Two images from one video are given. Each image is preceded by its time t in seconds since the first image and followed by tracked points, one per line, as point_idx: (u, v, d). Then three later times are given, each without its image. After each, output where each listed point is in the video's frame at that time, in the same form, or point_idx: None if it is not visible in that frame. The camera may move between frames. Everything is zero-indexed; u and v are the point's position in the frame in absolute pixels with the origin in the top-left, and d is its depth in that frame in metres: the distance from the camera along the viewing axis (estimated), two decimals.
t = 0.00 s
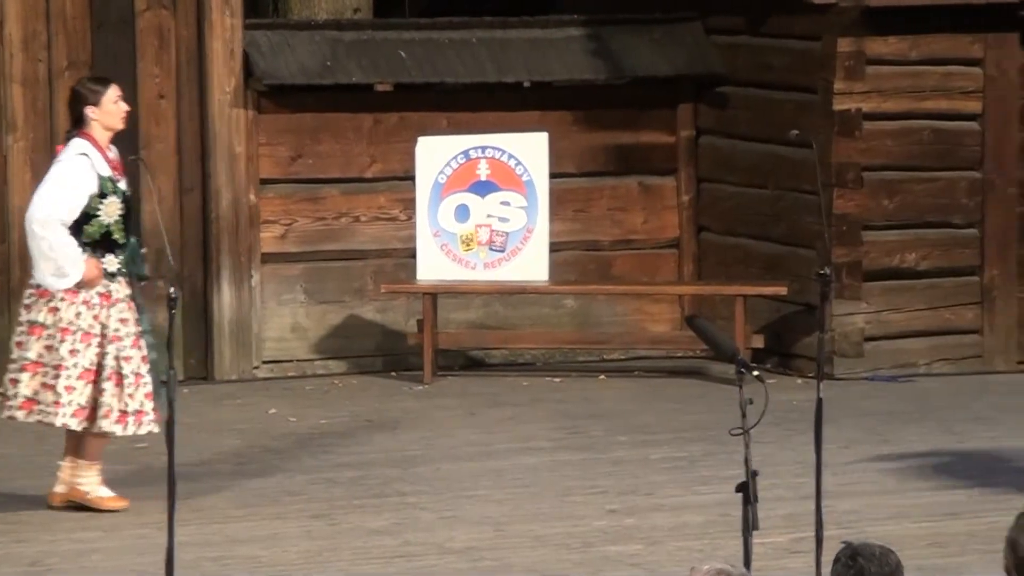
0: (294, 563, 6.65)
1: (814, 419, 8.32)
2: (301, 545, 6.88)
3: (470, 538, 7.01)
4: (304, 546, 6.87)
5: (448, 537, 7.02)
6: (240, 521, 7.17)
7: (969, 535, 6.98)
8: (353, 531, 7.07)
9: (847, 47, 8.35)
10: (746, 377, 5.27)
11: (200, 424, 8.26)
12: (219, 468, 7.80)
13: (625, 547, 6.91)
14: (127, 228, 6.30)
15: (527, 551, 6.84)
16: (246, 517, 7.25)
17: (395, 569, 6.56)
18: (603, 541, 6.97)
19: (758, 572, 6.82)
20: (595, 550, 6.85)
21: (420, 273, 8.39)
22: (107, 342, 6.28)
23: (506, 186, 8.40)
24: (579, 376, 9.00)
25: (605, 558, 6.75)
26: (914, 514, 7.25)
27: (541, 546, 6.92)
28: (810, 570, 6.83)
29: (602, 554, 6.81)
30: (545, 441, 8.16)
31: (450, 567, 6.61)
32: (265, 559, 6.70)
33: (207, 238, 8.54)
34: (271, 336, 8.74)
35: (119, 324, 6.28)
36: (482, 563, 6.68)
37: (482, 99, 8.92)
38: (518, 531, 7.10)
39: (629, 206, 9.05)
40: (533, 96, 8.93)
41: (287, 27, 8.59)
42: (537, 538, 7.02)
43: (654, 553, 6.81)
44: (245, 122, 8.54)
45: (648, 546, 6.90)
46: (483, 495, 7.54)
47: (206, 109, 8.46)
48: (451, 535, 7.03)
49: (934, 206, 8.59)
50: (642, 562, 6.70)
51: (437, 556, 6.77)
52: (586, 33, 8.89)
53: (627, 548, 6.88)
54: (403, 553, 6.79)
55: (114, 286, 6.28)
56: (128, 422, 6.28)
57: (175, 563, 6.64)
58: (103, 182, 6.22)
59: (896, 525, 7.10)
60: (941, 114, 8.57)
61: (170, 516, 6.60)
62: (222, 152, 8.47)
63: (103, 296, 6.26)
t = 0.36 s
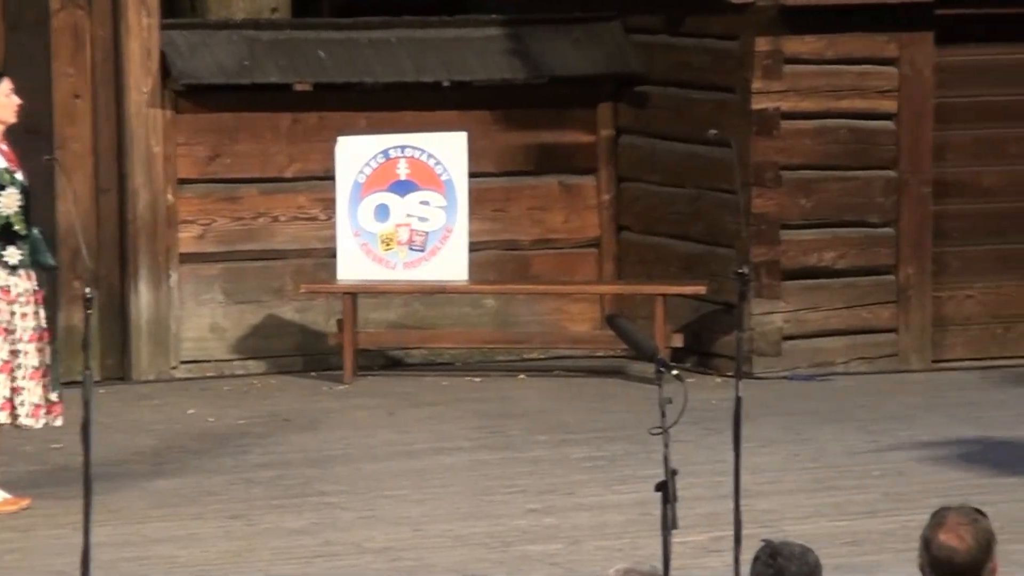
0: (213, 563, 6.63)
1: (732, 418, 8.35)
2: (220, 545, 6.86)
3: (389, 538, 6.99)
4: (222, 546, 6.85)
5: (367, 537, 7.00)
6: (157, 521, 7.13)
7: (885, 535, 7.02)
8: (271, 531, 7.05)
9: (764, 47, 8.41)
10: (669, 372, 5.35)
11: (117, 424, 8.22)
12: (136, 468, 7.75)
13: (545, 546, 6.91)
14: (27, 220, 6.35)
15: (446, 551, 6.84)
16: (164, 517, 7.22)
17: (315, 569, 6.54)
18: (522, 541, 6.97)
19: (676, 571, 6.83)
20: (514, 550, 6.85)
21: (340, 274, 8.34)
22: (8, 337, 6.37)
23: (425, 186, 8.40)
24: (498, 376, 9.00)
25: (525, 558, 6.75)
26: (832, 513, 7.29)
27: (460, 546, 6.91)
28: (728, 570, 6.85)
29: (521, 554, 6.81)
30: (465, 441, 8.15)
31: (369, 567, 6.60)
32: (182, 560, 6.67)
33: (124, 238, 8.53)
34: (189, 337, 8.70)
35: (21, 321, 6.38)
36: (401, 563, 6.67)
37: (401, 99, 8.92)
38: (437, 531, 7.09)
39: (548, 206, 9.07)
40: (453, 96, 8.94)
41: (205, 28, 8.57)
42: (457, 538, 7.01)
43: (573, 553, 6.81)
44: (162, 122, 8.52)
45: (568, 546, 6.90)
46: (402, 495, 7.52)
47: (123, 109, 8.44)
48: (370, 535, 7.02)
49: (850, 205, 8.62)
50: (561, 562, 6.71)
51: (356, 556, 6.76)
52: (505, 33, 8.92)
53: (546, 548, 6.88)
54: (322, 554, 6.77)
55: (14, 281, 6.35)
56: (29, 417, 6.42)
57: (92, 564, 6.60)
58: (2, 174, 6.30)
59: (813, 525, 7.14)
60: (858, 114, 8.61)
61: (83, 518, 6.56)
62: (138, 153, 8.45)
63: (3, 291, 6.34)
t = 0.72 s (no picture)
0: (131, 562, 6.64)
1: (649, 416, 8.43)
2: (137, 544, 6.87)
3: (307, 536, 7.02)
4: (140, 545, 6.86)
5: (286, 535, 7.03)
6: (75, 521, 7.13)
7: (800, 532, 7.11)
8: (189, 530, 7.06)
9: (682, 48, 8.49)
10: (586, 371, 5.60)
11: (33, 423, 8.21)
12: (53, 467, 7.75)
13: (463, 544, 6.95)
14: None
15: (364, 549, 6.87)
16: (81, 516, 7.22)
17: (232, 568, 6.57)
18: (440, 540, 7.01)
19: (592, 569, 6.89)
20: (432, 548, 6.89)
21: (258, 273, 8.38)
22: None
23: (345, 186, 8.43)
24: (417, 376, 9.06)
25: (443, 556, 6.79)
26: (747, 512, 7.37)
27: (378, 544, 6.95)
28: (644, 567, 6.91)
29: (440, 552, 6.85)
30: (384, 440, 8.18)
31: (287, 566, 6.62)
32: (99, 559, 6.68)
33: (41, 237, 8.54)
34: (108, 337, 8.70)
35: None
36: (319, 561, 6.70)
37: (321, 99, 8.95)
38: (355, 529, 7.12)
39: (467, 206, 9.11)
40: (372, 97, 8.98)
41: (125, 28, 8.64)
42: (375, 536, 7.05)
43: (490, 551, 6.86)
44: (80, 123, 8.51)
45: (485, 544, 6.94)
46: (321, 493, 7.55)
47: (41, 109, 8.44)
48: (288, 534, 7.04)
49: (766, 205, 8.70)
50: (478, 560, 6.75)
51: (274, 555, 6.78)
52: (425, 34, 8.97)
53: (463, 546, 6.93)
54: (240, 552, 6.80)
55: None
56: None
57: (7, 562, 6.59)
58: None
59: (728, 523, 7.22)
60: (774, 114, 8.69)
61: None
62: (55, 152, 8.45)
63: None
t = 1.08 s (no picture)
0: (56, 552, 6.97)
1: (555, 411, 8.82)
2: (62, 535, 7.20)
3: (226, 527, 7.37)
4: (65, 536, 7.19)
5: (205, 526, 7.37)
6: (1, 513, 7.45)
7: (697, 521, 7.51)
8: (111, 521, 7.40)
9: (586, 58, 8.88)
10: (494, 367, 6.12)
11: None
12: None
13: (376, 534, 7.32)
14: None
15: (280, 539, 7.23)
16: (8, 508, 7.54)
17: (154, 558, 6.91)
18: (354, 529, 7.37)
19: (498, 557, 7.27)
20: (346, 538, 7.26)
21: (179, 274, 8.73)
22: None
23: (263, 191, 8.78)
24: (332, 372, 9.44)
25: (356, 545, 7.16)
26: (649, 502, 7.77)
27: (294, 534, 7.31)
28: (547, 555, 7.29)
29: (354, 541, 7.22)
30: (300, 434, 8.53)
31: (207, 556, 6.97)
32: (26, 549, 7.01)
33: None
34: (32, 336, 9.03)
35: None
36: (238, 551, 7.05)
37: (239, 108, 9.29)
38: (272, 520, 7.48)
39: (381, 210, 9.48)
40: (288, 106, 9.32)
41: (45, 40, 8.94)
42: (291, 526, 7.40)
43: (401, 541, 7.23)
44: (4, 131, 8.89)
45: (396, 534, 7.31)
46: (239, 486, 7.90)
47: None
48: (208, 525, 7.39)
49: (666, 208, 9.09)
50: (390, 549, 7.12)
51: (194, 544, 7.13)
52: (339, 45, 9.33)
53: (376, 536, 7.29)
54: (162, 542, 7.14)
55: None
56: None
57: None
58: None
59: (628, 513, 7.61)
60: (674, 122, 9.09)
61: None
62: None
63: None
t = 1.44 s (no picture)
0: None
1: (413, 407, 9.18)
2: None
3: (91, 520, 7.68)
4: None
5: (70, 519, 7.68)
6: None
7: (547, 511, 7.79)
8: None
9: (442, 67, 9.25)
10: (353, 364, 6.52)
11: None
12: None
13: (237, 526, 7.64)
14: None
15: (143, 531, 7.54)
16: None
17: (19, 549, 7.21)
18: (217, 522, 7.69)
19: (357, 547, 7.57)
20: (209, 530, 7.57)
21: (45, 277, 9.09)
22: None
23: (128, 196, 9.22)
24: (198, 370, 9.85)
25: (218, 537, 7.47)
26: (500, 493, 8.03)
27: (157, 526, 7.62)
28: (403, 546, 7.61)
29: (216, 533, 7.53)
30: (165, 430, 8.86)
31: (71, 547, 7.27)
32: None
33: None
34: None
35: None
36: (101, 542, 7.36)
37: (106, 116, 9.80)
38: (136, 513, 7.79)
39: (245, 214, 10.03)
40: (154, 113, 9.86)
41: None
42: (154, 519, 7.72)
43: (263, 532, 7.54)
44: None
45: (257, 525, 7.63)
46: (104, 480, 8.21)
47: None
48: (73, 518, 7.70)
49: (519, 211, 9.48)
50: (251, 540, 7.44)
51: (58, 536, 7.44)
52: (204, 55, 9.76)
53: (238, 528, 7.61)
54: (27, 534, 7.45)
55: None
56: None
57: None
58: None
59: (483, 503, 7.88)
60: (528, 129, 9.47)
61: None
62: None
63: None
